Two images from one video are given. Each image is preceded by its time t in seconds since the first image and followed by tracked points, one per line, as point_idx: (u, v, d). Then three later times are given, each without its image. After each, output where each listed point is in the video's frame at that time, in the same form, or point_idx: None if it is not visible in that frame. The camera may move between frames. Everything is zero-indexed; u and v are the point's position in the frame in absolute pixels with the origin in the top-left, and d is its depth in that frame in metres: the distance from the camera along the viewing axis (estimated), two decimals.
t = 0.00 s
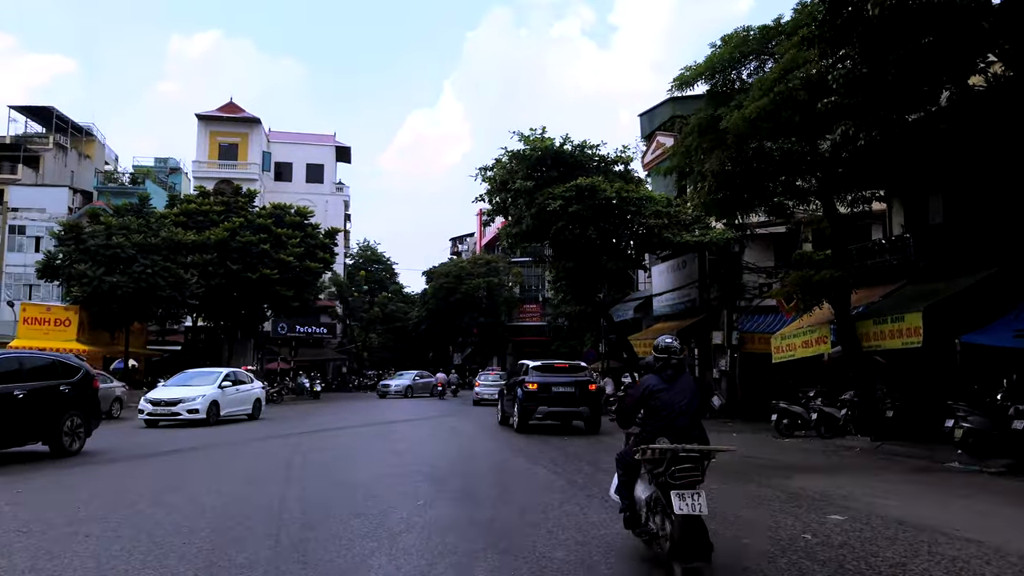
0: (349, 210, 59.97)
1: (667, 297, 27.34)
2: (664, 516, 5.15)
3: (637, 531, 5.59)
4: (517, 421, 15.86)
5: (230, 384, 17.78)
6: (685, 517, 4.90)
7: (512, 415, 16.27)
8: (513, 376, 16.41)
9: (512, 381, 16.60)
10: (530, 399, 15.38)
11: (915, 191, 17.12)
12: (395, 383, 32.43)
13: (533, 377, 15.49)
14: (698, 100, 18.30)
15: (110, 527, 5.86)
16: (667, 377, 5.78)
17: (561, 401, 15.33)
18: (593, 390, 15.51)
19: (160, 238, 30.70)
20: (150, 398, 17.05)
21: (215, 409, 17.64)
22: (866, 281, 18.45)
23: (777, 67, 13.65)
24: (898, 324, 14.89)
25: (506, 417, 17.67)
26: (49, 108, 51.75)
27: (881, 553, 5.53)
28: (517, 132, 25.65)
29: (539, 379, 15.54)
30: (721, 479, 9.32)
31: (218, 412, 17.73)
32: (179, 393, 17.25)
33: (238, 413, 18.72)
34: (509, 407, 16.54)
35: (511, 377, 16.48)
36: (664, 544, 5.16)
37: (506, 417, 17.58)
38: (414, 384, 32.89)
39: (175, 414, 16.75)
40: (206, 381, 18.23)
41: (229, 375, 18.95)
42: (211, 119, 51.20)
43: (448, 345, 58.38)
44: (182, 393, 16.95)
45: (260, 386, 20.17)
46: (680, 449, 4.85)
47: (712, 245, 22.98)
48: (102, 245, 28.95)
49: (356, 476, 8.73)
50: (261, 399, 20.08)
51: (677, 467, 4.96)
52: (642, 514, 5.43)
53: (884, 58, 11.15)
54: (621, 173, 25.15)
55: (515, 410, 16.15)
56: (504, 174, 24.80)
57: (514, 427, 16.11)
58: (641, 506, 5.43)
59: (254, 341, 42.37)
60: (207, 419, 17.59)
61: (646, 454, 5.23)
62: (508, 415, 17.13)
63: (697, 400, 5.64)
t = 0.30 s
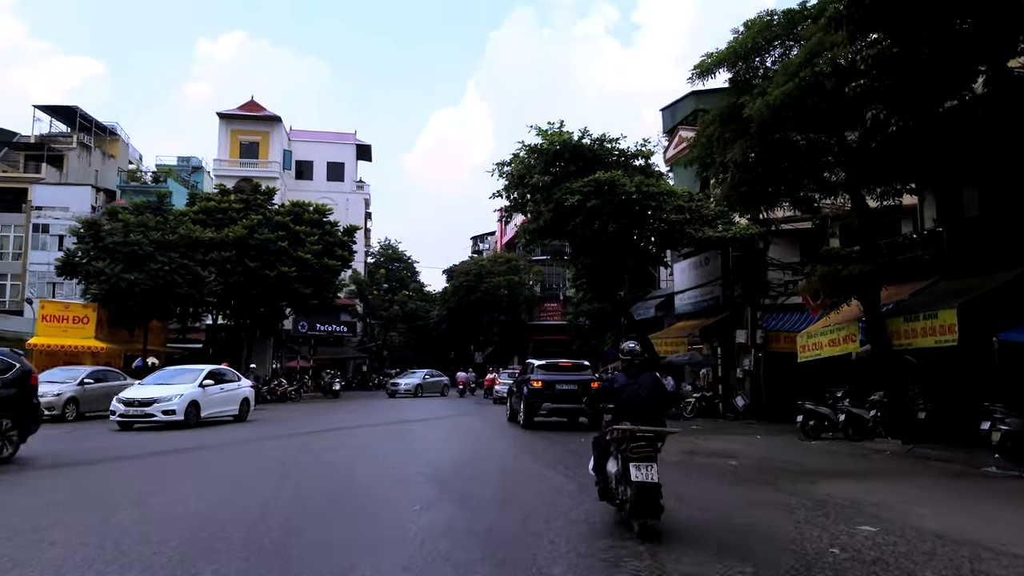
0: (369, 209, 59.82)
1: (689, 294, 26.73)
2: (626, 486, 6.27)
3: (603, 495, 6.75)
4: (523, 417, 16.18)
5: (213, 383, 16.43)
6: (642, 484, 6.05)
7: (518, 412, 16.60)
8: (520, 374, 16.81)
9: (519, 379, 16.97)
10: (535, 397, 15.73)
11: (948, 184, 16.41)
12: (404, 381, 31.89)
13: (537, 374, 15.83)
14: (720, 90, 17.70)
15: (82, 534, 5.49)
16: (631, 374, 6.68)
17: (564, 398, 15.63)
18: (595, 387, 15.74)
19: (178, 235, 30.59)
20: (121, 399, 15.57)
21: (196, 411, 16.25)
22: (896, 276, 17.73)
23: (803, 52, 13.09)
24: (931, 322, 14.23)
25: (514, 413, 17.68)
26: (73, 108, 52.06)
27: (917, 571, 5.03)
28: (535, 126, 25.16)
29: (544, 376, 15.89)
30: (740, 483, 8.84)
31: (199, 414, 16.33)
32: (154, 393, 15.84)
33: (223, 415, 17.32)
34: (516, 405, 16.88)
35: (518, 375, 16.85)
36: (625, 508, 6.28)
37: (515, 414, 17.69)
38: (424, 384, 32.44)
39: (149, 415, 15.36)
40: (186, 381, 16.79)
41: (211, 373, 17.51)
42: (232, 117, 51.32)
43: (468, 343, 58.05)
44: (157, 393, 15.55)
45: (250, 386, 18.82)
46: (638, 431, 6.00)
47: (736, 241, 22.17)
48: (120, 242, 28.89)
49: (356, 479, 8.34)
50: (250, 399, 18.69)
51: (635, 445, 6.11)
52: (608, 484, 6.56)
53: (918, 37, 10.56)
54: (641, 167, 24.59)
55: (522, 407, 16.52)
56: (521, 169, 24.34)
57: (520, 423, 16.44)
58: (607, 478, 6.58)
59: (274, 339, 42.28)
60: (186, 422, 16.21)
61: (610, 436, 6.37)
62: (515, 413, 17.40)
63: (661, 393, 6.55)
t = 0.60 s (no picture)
0: (392, 208, 59.64)
1: (715, 292, 25.99)
2: (614, 468, 7.21)
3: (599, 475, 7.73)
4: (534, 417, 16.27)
5: (192, 384, 15.09)
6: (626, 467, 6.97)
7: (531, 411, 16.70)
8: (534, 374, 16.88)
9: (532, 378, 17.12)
10: (545, 396, 15.81)
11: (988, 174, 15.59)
12: (416, 381, 31.35)
13: (548, 373, 15.92)
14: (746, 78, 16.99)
15: (53, 545, 5.11)
16: (617, 374, 7.49)
17: (575, 397, 15.67)
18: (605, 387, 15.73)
19: (199, 235, 30.45)
20: (88, 403, 14.23)
21: (171, 415, 14.91)
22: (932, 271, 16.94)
23: (834, 33, 12.42)
24: (972, 318, 13.44)
25: (528, 413, 17.78)
26: (100, 110, 52.47)
27: None
28: (556, 120, 24.60)
29: (556, 376, 15.96)
30: (767, 490, 8.28)
31: (175, 418, 14.98)
32: (125, 395, 14.50)
33: (203, 419, 15.98)
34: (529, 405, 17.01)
35: (531, 374, 16.95)
36: (613, 487, 7.26)
37: (529, 414, 17.74)
38: (438, 383, 31.97)
39: (117, 421, 14.04)
40: (162, 382, 15.44)
41: (190, 374, 16.13)
42: (256, 118, 51.40)
43: (492, 343, 57.63)
44: (126, 396, 14.19)
45: (237, 387, 17.51)
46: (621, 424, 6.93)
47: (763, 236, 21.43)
48: (141, 242, 28.79)
49: (360, 484, 7.90)
50: (237, 402, 17.35)
51: (621, 433, 7.03)
52: (601, 465, 7.52)
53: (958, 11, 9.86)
54: (665, 161, 23.93)
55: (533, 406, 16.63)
56: (541, 164, 23.79)
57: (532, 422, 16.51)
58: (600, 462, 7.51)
59: (298, 339, 42.18)
60: (162, 427, 14.90)
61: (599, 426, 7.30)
62: (529, 413, 17.48)
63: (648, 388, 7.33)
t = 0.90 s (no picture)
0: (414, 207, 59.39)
1: (740, 291, 25.31)
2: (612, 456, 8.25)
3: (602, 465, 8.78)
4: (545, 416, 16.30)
5: (157, 386, 13.71)
6: (622, 452, 8.02)
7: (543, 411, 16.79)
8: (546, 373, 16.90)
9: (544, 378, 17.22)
10: (557, 395, 15.83)
11: None
12: (427, 382, 30.87)
13: (559, 372, 15.94)
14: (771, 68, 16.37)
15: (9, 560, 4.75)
16: (617, 375, 8.62)
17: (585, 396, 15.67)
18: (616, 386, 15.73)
19: (217, 234, 30.34)
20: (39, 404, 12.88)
21: (132, 419, 13.52)
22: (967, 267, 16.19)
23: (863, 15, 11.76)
24: (1012, 316, 12.75)
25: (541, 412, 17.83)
26: (124, 111, 52.84)
27: None
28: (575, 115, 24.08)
29: (567, 376, 15.97)
30: (792, 499, 7.73)
31: (137, 423, 13.58)
32: (81, 396, 13.15)
33: (173, 424, 14.58)
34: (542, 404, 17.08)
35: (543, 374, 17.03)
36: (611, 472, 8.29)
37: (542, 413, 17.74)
38: (448, 383, 31.52)
39: (69, 425, 12.67)
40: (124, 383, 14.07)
41: (159, 374, 14.73)
42: (277, 118, 51.45)
43: (514, 342, 57.15)
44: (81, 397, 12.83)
45: (212, 390, 16.15)
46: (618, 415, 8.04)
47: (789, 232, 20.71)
48: (159, 241, 28.73)
49: (354, 491, 7.47)
50: (214, 406, 15.96)
51: (617, 423, 8.11)
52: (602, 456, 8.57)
53: None
54: (688, 156, 23.30)
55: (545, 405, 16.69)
56: (560, 160, 23.28)
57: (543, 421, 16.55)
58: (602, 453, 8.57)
59: (319, 338, 42.03)
60: (122, 434, 13.51)
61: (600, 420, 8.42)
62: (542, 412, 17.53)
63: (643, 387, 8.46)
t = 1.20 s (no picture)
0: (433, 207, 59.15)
1: (763, 289, 24.66)
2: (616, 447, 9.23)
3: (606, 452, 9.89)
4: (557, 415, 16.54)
5: (105, 388, 12.42)
6: (625, 445, 9.00)
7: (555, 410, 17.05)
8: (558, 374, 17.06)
9: (557, 379, 17.47)
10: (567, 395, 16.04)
11: None
12: (433, 383, 30.41)
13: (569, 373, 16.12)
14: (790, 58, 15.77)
15: None
16: (618, 374, 9.58)
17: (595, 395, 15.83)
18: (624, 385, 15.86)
19: (233, 233, 30.18)
20: None
21: (76, 425, 12.26)
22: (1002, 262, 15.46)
23: None
24: None
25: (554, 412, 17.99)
26: (144, 112, 53.07)
27: None
28: (592, 110, 23.58)
29: (578, 376, 16.13)
30: (818, 510, 7.15)
31: (81, 430, 12.31)
32: (18, 399, 11.91)
33: (126, 431, 13.30)
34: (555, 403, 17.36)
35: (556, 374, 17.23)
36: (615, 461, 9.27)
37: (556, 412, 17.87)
38: (455, 384, 31.03)
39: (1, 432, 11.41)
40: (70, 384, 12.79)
41: (113, 374, 13.45)
42: (296, 118, 51.43)
43: (534, 342, 56.72)
44: (16, 400, 11.58)
45: (178, 392, 14.93)
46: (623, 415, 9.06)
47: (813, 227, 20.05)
48: (174, 241, 28.59)
49: (344, 499, 6.99)
50: (179, 409, 14.71)
51: (620, 418, 9.10)
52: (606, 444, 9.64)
53: None
54: (707, 150, 22.69)
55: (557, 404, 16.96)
56: (576, 155, 22.76)
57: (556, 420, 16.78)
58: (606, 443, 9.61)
59: (337, 338, 41.87)
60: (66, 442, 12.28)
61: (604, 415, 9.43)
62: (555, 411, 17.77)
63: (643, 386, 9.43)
